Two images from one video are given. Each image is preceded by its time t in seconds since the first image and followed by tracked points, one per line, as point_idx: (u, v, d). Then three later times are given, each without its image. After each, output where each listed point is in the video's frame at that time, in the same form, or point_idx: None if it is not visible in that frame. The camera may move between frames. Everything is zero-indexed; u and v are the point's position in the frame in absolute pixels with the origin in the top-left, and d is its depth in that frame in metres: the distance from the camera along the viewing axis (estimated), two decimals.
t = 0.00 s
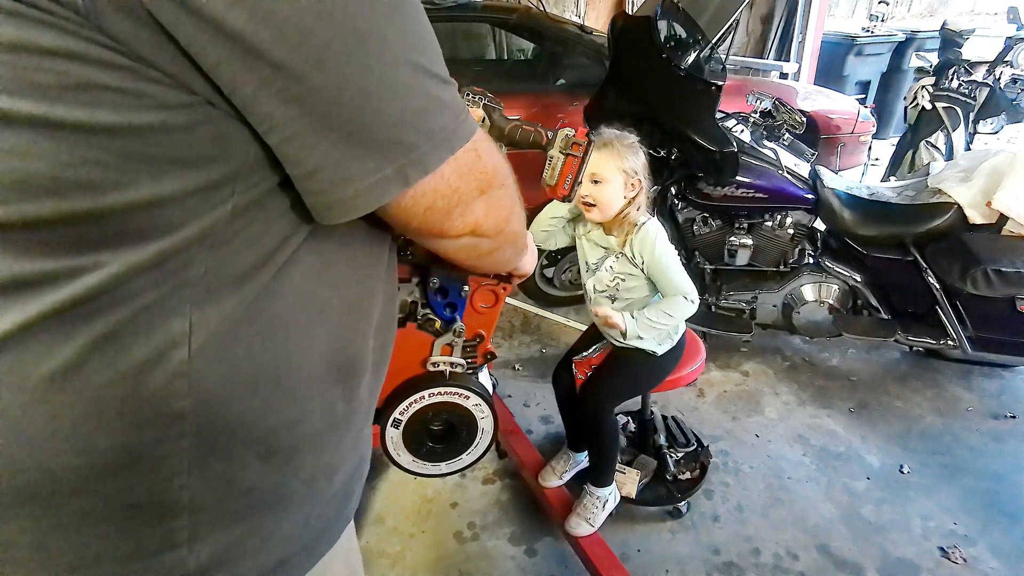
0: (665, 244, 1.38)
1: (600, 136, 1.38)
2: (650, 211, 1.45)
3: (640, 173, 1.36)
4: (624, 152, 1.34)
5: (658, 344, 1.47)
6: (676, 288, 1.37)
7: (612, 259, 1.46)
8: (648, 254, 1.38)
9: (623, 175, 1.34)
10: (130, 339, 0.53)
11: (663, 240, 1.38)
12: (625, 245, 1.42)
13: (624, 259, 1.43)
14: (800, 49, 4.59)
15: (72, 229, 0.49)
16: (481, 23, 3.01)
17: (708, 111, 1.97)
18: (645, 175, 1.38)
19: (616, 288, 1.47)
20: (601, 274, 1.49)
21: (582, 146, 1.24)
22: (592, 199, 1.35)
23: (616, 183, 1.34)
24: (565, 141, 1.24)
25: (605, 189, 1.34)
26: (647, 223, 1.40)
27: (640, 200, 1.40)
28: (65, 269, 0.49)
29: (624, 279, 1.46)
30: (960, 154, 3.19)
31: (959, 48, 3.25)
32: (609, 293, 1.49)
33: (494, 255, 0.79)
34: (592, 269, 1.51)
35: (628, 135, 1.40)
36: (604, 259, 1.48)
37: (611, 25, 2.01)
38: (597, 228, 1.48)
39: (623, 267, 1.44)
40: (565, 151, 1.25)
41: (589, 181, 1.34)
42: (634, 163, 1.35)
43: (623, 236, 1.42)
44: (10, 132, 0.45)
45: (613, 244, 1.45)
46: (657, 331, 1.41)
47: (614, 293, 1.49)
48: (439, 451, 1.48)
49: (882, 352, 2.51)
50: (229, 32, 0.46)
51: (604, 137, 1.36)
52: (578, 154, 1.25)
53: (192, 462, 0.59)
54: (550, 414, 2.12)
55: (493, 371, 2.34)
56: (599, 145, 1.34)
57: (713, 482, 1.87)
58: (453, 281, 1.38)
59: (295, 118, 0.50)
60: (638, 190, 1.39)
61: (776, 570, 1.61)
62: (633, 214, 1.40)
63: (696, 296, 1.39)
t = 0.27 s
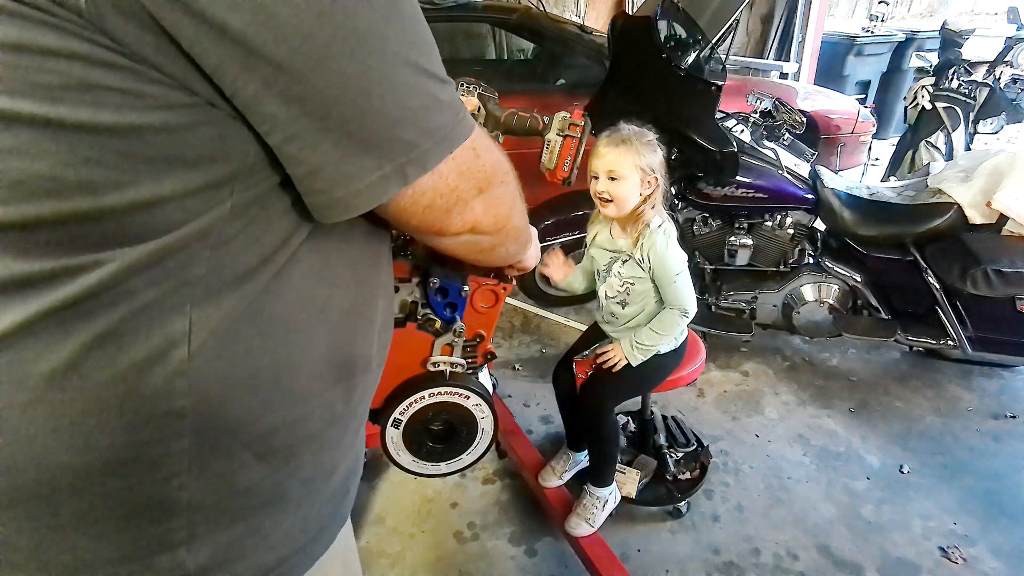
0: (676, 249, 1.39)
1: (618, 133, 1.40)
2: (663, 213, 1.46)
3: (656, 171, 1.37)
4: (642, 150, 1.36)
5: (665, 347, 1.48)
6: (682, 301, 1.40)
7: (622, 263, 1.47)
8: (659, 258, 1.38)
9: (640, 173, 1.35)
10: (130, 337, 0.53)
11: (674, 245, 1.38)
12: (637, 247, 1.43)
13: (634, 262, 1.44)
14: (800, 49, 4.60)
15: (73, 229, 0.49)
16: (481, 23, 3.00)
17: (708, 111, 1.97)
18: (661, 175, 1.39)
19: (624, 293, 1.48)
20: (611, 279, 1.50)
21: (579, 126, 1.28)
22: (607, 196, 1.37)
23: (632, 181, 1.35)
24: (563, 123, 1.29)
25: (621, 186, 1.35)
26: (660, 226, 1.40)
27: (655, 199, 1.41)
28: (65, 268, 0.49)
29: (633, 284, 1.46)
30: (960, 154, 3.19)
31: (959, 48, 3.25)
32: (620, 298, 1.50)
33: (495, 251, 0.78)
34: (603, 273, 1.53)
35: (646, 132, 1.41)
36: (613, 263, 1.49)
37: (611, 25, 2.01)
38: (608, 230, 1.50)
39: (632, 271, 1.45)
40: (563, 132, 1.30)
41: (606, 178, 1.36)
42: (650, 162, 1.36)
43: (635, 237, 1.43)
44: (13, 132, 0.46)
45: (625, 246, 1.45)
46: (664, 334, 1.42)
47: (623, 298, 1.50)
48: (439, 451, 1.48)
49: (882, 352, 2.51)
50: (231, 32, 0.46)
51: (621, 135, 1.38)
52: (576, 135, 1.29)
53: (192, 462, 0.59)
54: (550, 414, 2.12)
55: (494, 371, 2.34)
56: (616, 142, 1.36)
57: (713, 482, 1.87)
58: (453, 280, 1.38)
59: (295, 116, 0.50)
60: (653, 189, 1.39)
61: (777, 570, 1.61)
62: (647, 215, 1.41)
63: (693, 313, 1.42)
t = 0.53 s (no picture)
0: (680, 249, 1.39)
1: (629, 130, 1.42)
2: (671, 212, 1.47)
3: (664, 169, 1.39)
4: (652, 147, 1.38)
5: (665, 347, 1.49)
6: (680, 301, 1.40)
7: (627, 261, 1.48)
8: (662, 257, 1.39)
9: (648, 171, 1.38)
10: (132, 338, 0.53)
11: (678, 244, 1.39)
12: (642, 245, 1.44)
13: (638, 261, 1.45)
14: (800, 49, 4.60)
15: (74, 224, 0.49)
16: (481, 23, 3.00)
17: (708, 111, 1.97)
18: (669, 173, 1.41)
19: (628, 292, 1.49)
20: (616, 277, 1.51)
21: (566, 88, 1.62)
22: (616, 191, 1.39)
23: (641, 177, 1.37)
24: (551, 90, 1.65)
25: (630, 182, 1.37)
26: (666, 224, 1.41)
27: (663, 197, 1.43)
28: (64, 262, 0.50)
29: (636, 283, 1.47)
30: (960, 154, 3.19)
31: (959, 48, 3.25)
32: (624, 297, 1.51)
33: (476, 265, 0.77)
34: (608, 271, 1.54)
35: (656, 131, 1.43)
36: (619, 261, 1.50)
37: (611, 25, 2.01)
38: (616, 228, 1.51)
39: (637, 269, 1.46)
40: (552, 99, 1.65)
41: (616, 174, 1.38)
42: (659, 159, 1.38)
43: (641, 234, 1.44)
44: (14, 127, 0.46)
45: (630, 244, 1.47)
46: (661, 333, 1.43)
47: (626, 297, 1.51)
48: (439, 451, 1.48)
49: (882, 352, 2.51)
50: (227, 27, 0.46)
51: (632, 132, 1.40)
52: (564, 97, 1.63)
53: (193, 461, 0.59)
54: (550, 414, 2.12)
55: (494, 371, 2.34)
56: (626, 139, 1.38)
57: (713, 482, 1.87)
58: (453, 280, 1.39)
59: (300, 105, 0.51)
60: (661, 187, 1.41)
61: (777, 570, 1.61)
62: (654, 213, 1.42)
63: (691, 315, 1.43)
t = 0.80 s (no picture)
0: (681, 249, 1.39)
1: (634, 129, 1.42)
2: (673, 213, 1.47)
3: (668, 169, 1.39)
4: (656, 147, 1.38)
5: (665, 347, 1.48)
6: (680, 301, 1.40)
7: (628, 260, 1.48)
8: (664, 256, 1.39)
9: (653, 170, 1.38)
10: (133, 327, 0.53)
11: (680, 244, 1.39)
12: (644, 245, 1.44)
13: (640, 260, 1.45)
14: (800, 49, 4.60)
15: (73, 210, 0.49)
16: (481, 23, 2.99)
17: (708, 111, 1.96)
18: (673, 173, 1.41)
19: (628, 292, 1.49)
20: (617, 277, 1.51)
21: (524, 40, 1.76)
22: (620, 189, 1.39)
23: (646, 177, 1.37)
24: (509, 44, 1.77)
25: (634, 181, 1.37)
26: (668, 224, 1.41)
27: (666, 198, 1.43)
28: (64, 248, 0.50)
29: (637, 282, 1.47)
30: (960, 154, 3.19)
31: (960, 48, 3.25)
32: (625, 297, 1.51)
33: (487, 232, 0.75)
34: (609, 271, 1.54)
35: (661, 131, 1.43)
36: (620, 261, 1.50)
37: (611, 25, 2.01)
38: (618, 228, 1.51)
39: (638, 268, 1.46)
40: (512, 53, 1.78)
41: (620, 173, 1.38)
42: (663, 159, 1.38)
43: (643, 233, 1.44)
44: (12, 115, 0.46)
45: (631, 243, 1.47)
46: (660, 332, 1.43)
47: (627, 297, 1.51)
48: (439, 451, 1.49)
49: (882, 352, 2.51)
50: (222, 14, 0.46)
51: (637, 132, 1.40)
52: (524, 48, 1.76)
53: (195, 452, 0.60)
54: (550, 414, 2.12)
55: (494, 371, 2.34)
56: (632, 138, 1.38)
57: (713, 482, 1.87)
58: (452, 279, 1.39)
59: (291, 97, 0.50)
60: (665, 188, 1.41)
61: (776, 570, 1.61)
62: (657, 213, 1.42)
63: (690, 316, 1.43)
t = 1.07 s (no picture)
0: (682, 249, 1.39)
1: (635, 129, 1.42)
2: (674, 213, 1.47)
3: (668, 169, 1.39)
4: (656, 147, 1.37)
5: (666, 346, 1.48)
6: (680, 301, 1.40)
7: (629, 260, 1.47)
8: (664, 256, 1.39)
9: (653, 170, 1.38)
10: (147, 316, 0.53)
11: (680, 244, 1.39)
12: (644, 244, 1.44)
13: (640, 259, 1.45)
14: (800, 49, 4.60)
15: (87, 194, 0.49)
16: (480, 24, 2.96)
17: (708, 111, 1.96)
18: (673, 173, 1.41)
19: (629, 291, 1.49)
20: (617, 277, 1.51)
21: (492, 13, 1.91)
22: (620, 189, 1.39)
23: (646, 176, 1.37)
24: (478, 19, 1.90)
25: (635, 181, 1.37)
26: (668, 223, 1.41)
27: (666, 198, 1.43)
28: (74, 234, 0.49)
29: (637, 282, 1.47)
30: (960, 154, 3.19)
31: (959, 48, 3.26)
32: (625, 297, 1.50)
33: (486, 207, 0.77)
34: (609, 271, 1.54)
35: (661, 131, 1.43)
36: (620, 261, 1.50)
37: (612, 25, 2.01)
38: (618, 228, 1.51)
39: (639, 268, 1.46)
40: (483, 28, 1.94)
41: (620, 173, 1.38)
42: (663, 159, 1.38)
43: (643, 233, 1.44)
44: (34, 98, 0.47)
45: (632, 243, 1.46)
46: (660, 331, 1.43)
47: (628, 297, 1.50)
48: (439, 451, 1.49)
49: (882, 352, 2.51)
50: None
51: (637, 132, 1.40)
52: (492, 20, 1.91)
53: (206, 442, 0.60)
54: (550, 414, 2.12)
55: (494, 371, 2.34)
56: (632, 139, 1.38)
57: (713, 482, 1.87)
58: (452, 280, 1.38)
59: (307, 70, 0.52)
60: (665, 187, 1.41)
61: (777, 570, 1.61)
62: (657, 213, 1.42)
63: (691, 315, 1.43)
